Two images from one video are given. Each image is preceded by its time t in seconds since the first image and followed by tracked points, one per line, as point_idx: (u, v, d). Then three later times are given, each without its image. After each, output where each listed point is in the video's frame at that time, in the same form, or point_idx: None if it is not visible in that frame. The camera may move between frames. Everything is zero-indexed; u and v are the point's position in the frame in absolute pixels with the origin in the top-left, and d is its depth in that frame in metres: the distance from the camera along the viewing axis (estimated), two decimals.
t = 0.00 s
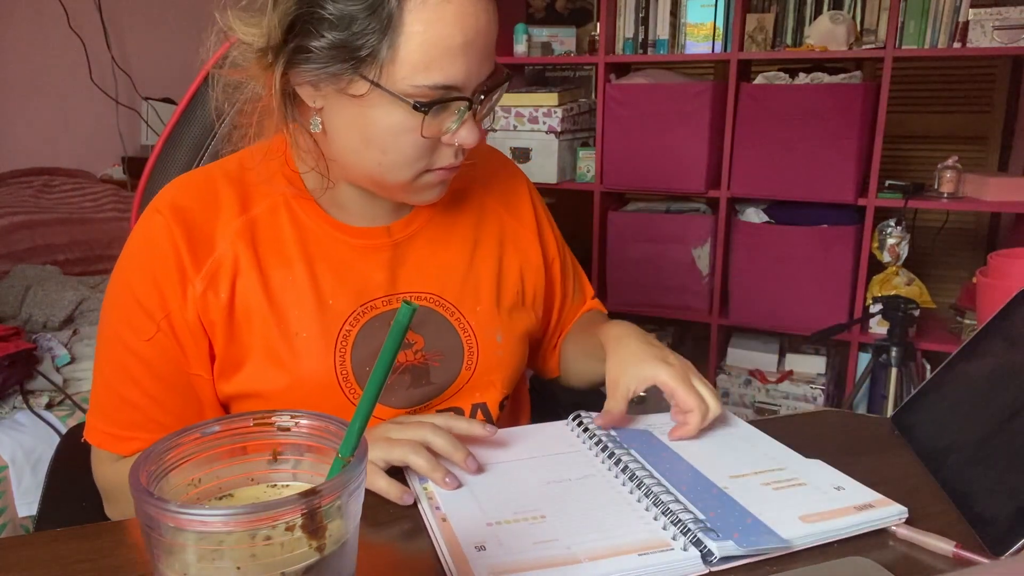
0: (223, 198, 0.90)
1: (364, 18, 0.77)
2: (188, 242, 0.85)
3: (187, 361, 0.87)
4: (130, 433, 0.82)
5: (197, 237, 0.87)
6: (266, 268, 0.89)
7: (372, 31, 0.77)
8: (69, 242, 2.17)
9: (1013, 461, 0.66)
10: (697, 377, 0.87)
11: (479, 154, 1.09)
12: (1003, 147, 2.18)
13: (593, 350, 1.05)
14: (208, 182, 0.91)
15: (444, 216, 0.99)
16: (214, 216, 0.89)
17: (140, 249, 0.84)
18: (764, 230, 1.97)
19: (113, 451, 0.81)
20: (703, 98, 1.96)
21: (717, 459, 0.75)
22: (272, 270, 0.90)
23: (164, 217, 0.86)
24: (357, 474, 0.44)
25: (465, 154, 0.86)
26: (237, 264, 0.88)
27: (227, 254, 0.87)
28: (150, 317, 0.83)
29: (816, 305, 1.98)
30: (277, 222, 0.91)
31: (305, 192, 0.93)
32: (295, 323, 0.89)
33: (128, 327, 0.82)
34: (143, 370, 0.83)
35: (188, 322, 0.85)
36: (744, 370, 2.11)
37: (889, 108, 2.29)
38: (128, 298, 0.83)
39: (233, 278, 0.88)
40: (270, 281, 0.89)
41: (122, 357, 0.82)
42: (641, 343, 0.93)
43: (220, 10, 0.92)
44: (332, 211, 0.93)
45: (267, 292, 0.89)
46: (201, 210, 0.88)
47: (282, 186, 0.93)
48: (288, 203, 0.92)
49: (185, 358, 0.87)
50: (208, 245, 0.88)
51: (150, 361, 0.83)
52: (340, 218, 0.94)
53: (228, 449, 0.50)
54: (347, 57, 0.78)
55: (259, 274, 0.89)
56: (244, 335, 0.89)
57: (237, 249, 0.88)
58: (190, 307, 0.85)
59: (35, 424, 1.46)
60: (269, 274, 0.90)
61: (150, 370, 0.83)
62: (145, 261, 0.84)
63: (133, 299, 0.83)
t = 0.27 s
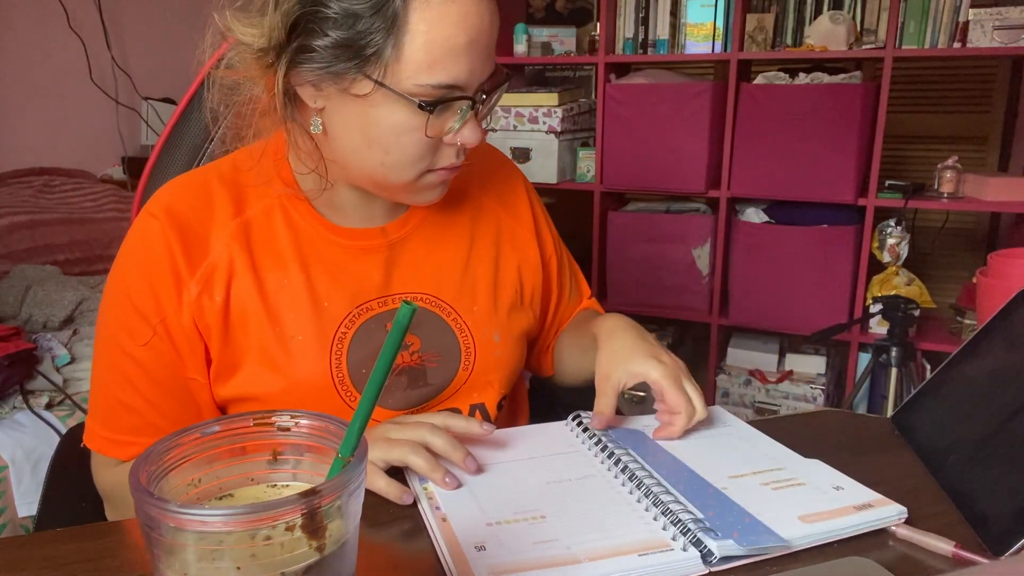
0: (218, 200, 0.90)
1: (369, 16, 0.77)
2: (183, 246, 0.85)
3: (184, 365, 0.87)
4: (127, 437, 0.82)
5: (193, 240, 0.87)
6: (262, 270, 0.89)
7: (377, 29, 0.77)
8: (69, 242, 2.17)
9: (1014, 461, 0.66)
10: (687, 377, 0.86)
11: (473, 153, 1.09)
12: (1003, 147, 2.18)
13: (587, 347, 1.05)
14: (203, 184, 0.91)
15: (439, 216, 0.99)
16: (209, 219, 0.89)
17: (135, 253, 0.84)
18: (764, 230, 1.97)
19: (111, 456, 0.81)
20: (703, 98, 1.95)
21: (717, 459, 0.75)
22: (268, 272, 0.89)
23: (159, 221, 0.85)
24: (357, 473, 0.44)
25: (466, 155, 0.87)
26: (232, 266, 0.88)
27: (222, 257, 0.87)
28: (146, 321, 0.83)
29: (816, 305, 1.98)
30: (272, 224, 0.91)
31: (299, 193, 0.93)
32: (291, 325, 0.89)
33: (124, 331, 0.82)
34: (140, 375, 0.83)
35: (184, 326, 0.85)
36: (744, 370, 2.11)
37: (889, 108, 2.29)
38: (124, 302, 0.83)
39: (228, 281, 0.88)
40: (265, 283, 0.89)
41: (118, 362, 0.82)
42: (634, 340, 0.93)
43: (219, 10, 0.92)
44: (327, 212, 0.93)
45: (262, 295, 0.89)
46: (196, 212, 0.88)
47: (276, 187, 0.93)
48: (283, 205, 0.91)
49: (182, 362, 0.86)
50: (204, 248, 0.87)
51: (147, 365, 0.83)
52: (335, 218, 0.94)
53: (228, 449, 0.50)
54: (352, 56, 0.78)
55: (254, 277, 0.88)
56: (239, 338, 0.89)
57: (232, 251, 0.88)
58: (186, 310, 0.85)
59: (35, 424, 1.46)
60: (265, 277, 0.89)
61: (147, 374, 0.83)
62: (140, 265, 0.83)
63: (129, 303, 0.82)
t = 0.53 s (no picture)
0: (216, 199, 0.90)
1: (376, 16, 0.77)
2: (181, 246, 0.85)
3: (182, 366, 0.87)
4: (126, 438, 0.82)
5: (191, 240, 0.87)
6: (260, 270, 0.89)
7: (383, 30, 0.77)
8: (69, 242, 2.18)
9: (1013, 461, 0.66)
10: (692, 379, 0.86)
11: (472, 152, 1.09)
12: (1003, 147, 2.18)
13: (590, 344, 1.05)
14: (201, 184, 0.90)
15: (438, 216, 0.99)
16: (207, 219, 0.89)
17: (133, 253, 0.84)
18: (764, 230, 1.97)
19: (110, 457, 0.81)
20: (703, 98, 1.96)
21: (717, 460, 0.75)
22: (267, 272, 0.89)
23: (157, 221, 0.85)
24: (357, 473, 0.44)
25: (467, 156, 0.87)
26: (231, 266, 0.88)
27: (221, 257, 0.87)
28: (144, 322, 0.83)
29: (816, 305, 1.98)
30: (270, 225, 0.91)
31: (297, 193, 0.93)
32: (290, 325, 0.89)
33: (123, 332, 0.82)
34: (138, 375, 0.82)
35: (182, 326, 0.85)
36: (744, 370, 2.12)
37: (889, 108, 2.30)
38: (122, 303, 0.82)
39: (227, 281, 0.87)
40: (264, 283, 0.89)
41: (117, 362, 0.82)
42: (641, 339, 0.93)
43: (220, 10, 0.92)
44: (326, 212, 0.93)
45: (261, 295, 0.89)
46: (194, 212, 0.88)
47: (275, 187, 0.93)
48: (281, 205, 0.91)
49: (180, 362, 0.86)
50: (202, 248, 0.87)
51: (145, 366, 0.83)
52: (333, 219, 0.94)
53: (227, 449, 0.50)
54: (358, 56, 0.78)
55: (253, 277, 0.88)
56: (238, 338, 0.89)
57: (231, 252, 0.88)
58: (184, 311, 0.85)
59: (36, 424, 1.46)
60: (263, 276, 0.89)
61: (145, 375, 0.83)
62: (139, 266, 0.83)
63: (128, 304, 0.82)
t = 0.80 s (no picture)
0: (214, 199, 0.90)
1: (378, 15, 0.77)
2: (179, 246, 0.85)
3: (181, 366, 0.87)
4: (125, 439, 0.82)
5: (189, 240, 0.87)
6: (259, 270, 0.89)
7: (386, 28, 0.77)
8: (69, 242, 2.18)
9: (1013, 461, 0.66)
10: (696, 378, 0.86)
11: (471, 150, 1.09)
12: (1003, 147, 2.18)
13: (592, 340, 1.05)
14: (200, 184, 0.90)
15: (437, 214, 0.99)
16: (205, 219, 0.89)
17: (131, 254, 0.84)
18: (764, 230, 1.97)
19: (108, 457, 0.81)
20: (703, 98, 1.95)
21: (717, 459, 0.75)
22: (265, 271, 0.89)
23: (155, 221, 0.85)
24: (358, 473, 0.44)
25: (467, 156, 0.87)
26: (228, 266, 0.87)
27: (219, 257, 0.87)
28: (143, 322, 0.83)
29: (816, 305, 1.98)
30: (269, 224, 0.91)
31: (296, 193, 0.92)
32: (289, 324, 0.89)
33: (120, 333, 0.82)
34: (136, 375, 0.82)
35: (180, 326, 0.85)
36: (744, 370, 2.12)
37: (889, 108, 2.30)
38: (120, 303, 0.83)
39: (225, 281, 0.87)
40: (262, 283, 0.89)
41: (115, 363, 0.82)
42: (644, 337, 0.92)
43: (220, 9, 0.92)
44: (326, 212, 0.93)
45: (259, 294, 0.89)
46: (192, 212, 0.88)
47: (275, 186, 0.93)
48: (280, 204, 0.91)
49: (179, 362, 0.86)
50: (200, 248, 0.87)
51: (143, 366, 0.83)
52: (332, 219, 0.94)
53: (228, 449, 0.50)
54: (360, 55, 0.78)
55: (251, 277, 0.88)
56: (236, 337, 0.89)
57: (229, 252, 0.88)
58: (182, 311, 0.85)
59: (35, 424, 1.46)
60: (261, 276, 0.89)
61: (143, 376, 0.83)
62: (137, 266, 0.83)
63: (126, 305, 0.82)
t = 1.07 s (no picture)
0: (212, 200, 0.90)
1: (379, 14, 0.77)
2: (176, 247, 0.85)
3: (178, 367, 0.87)
4: (122, 439, 0.82)
5: (186, 240, 0.87)
6: (256, 270, 0.89)
7: (386, 27, 0.78)
8: (69, 242, 2.18)
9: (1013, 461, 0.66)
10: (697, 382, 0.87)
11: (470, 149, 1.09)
12: (1003, 147, 2.18)
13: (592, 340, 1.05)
14: (197, 184, 0.90)
15: (436, 214, 0.99)
16: (203, 219, 0.89)
17: (128, 255, 0.84)
18: (764, 230, 1.97)
19: (106, 459, 0.82)
20: (703, 98, 1.95)
21: (717, 459, 0.75)
22: (263, 271, 0.89)
23: (152, 222, 0.85)
24: (357, 473, 0.44)
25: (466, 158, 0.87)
26: (226, 266, 0.87)
27: (216, 258, 0.87)
28: (140, 322, 0.83)
29: (816, 305, 1.98)
30: (267, 224, 0.91)
31: (294, 193, 0.92)
32: (287, 324, 0.89)
33: (117, 334, 0.82)
34: (133, 376, 0.83)
35: (177, 326, 0.85)
36: (744, 370, 2.12)
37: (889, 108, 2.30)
38: (117, 303, 0.83)
39: (223, 281, 0.87)
40: (259, 283, 0.89)
41: (111, 363, 0.82)
42: (646, 337, 0.93)
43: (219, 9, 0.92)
44: (325, 212, 0.93)
45: (257, 294, 0.89)
46: (189, 213, 0.88)
47: (272, 186, 0.93)
48: (277, 204, 0.91)
49: (176, 362, 0.86)
50: (198, 249, 0.87)
51: (140, 367, 0.83)
52: (330, 219, 0.94)
53: (227, 449, 0.50)
54: (360, 54, 0.78)
55: (249, 277, 0.88)
56: (234, 337, 0.89)
57: (226, 252, 0.88)
58: (179, 312, 0.85)
59: (35, 424, 1.47)
60: (259, 276, 0.89)
61: (140, 376, 0.83)
62: (133, 267, 0.83)
63: (123, 305, 0.82)
